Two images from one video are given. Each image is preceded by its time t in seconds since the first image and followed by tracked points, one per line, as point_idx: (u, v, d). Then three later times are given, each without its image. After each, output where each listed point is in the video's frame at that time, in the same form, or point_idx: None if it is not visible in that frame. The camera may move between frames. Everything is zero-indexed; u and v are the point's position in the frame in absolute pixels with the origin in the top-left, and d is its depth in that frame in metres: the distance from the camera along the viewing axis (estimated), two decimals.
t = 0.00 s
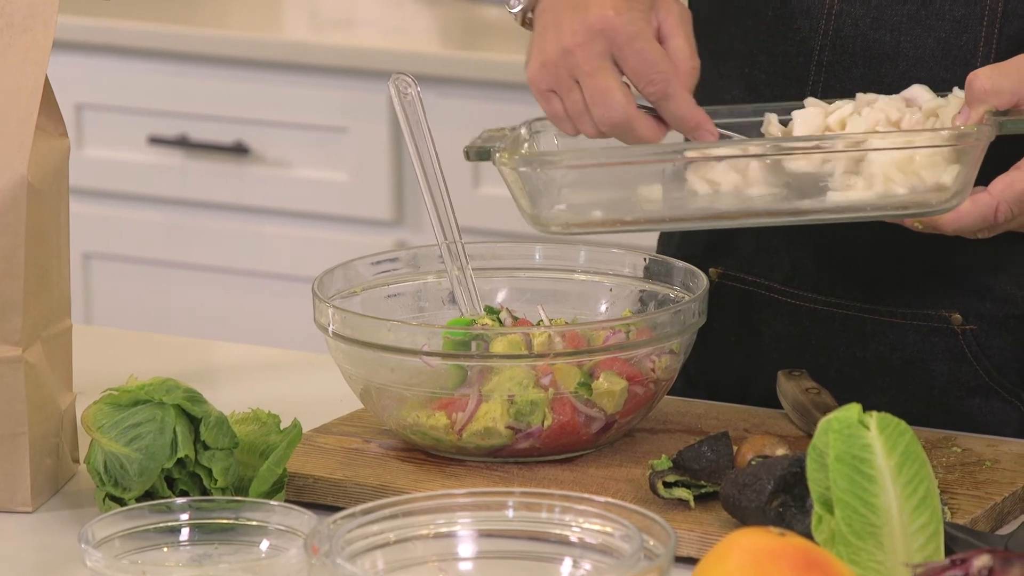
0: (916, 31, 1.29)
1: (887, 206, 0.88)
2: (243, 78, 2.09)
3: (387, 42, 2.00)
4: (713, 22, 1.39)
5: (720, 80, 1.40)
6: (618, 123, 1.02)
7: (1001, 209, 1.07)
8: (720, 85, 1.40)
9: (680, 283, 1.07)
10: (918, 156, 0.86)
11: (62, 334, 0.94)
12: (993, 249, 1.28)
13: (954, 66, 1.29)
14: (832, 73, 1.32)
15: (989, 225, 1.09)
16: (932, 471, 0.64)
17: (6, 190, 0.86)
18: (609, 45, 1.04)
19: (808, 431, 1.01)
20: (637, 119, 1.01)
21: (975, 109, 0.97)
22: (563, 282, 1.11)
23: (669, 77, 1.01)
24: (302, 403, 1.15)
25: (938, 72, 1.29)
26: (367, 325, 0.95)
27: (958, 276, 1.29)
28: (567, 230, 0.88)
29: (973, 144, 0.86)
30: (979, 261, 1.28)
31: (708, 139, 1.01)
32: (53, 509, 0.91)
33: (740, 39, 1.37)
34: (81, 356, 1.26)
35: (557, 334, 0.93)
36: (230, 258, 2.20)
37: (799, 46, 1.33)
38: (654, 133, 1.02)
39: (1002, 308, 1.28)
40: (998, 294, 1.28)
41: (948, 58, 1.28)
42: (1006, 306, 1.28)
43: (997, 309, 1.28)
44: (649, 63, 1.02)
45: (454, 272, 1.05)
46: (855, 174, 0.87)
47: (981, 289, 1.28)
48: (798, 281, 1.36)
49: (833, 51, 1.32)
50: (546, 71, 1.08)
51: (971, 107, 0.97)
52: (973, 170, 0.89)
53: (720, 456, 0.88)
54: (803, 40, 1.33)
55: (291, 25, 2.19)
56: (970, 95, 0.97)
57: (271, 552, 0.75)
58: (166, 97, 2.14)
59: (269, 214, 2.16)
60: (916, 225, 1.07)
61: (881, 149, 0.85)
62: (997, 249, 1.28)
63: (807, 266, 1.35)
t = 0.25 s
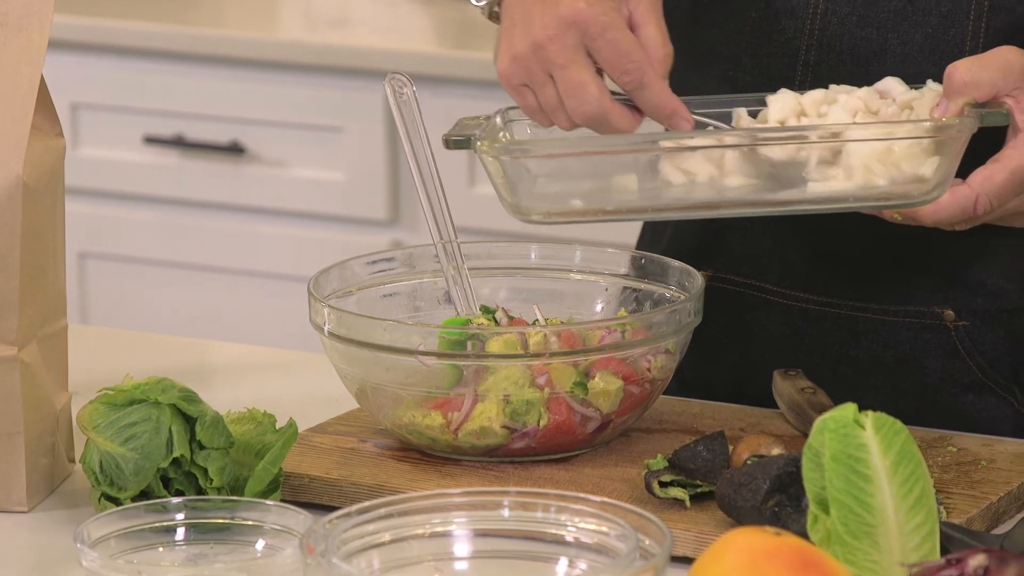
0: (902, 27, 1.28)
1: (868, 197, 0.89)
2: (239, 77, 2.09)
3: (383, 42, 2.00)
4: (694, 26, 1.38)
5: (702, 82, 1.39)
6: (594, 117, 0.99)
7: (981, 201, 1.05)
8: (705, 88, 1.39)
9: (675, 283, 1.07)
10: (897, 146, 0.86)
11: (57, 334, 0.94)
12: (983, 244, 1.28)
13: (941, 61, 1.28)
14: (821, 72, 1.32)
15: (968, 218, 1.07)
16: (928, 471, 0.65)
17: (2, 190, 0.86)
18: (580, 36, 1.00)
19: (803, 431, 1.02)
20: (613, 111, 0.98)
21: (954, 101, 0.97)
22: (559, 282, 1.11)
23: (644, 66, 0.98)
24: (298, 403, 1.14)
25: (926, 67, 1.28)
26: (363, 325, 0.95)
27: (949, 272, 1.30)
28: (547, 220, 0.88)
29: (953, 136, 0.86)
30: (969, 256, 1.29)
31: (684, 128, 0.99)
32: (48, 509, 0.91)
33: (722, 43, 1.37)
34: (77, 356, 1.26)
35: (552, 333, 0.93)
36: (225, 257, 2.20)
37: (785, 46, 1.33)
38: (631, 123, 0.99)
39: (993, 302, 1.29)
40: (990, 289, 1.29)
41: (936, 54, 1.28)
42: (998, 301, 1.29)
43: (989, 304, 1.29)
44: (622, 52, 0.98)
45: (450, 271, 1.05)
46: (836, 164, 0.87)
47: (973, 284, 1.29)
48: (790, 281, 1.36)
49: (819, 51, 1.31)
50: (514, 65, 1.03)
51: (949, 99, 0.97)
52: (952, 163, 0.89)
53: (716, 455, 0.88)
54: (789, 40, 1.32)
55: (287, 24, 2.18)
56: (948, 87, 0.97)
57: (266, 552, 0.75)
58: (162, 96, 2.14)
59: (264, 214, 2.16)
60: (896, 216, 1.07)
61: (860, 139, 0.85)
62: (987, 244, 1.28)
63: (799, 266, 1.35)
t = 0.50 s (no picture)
0: (873, 18, 1.28)
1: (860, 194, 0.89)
2: (236, 77, 2.08)
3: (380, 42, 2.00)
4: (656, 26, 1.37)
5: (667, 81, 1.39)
6: (533, 87, 1.00)
7: (972, 195, 1.06)
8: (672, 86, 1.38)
9: (672, 283, 1.07)
10: (886, 142, 0.87)
11: (55, 334, 0.94)
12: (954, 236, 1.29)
13: (913, 51, 1.28)
14: (791, 65, 1.31)
15: (960, 213, 1.07)
16: (925, 471, 0.65)
17: None
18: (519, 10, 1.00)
19: (800, 430, 1.02)
20: (551, 81, 0.99)
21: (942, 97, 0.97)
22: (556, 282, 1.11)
23: (584, 35, 0.97)
24: (295, 403, 1.14)
25: (897, 57, 1.29)
26: (360, 324, 0.95)
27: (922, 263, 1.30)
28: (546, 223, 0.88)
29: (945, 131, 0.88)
30: (938, 248, 1.29)
31: (627, 97, 0.97)
32: (45, 509, 0.91)
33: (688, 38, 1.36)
34: (74, 356, 1.26)
35: (549, 333, 0.94)
36: (223, 257, 2.20)
37: (754, 40, 1.32)
38: (572, 92, 1.00)
39: (965, 293, 1.29)
40: (962, 280, 1.29)
41: (907, 44, 1.28)
42: (970, 292, 1.29)
43: (961, 295, 1.29)
44: (560, 20, 0.98)
45: (446, 271, 1.04)
46: (824, 163, 0.87)
47: (945, 275, 1.29)
48: (761, 274, 1.34)
49: (790, 44, 1.31)
50: (455, 38, 1.05)
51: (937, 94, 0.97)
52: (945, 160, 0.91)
53: (714, 455, 0.88)
54: (758, 34, 1.32)
55: (284, 24, 2.18)
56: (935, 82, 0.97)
57: (264, 552, 0.75)
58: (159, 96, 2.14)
59: (261, 214, 2.16)
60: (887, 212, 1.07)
61: (850, 136, 0.86)
62: (959, 236, 1.29)
63: (771, 259, 1.34)
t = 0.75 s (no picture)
0: (824, 17, 1.27)
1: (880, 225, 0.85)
2: (236, 77, 2.08)
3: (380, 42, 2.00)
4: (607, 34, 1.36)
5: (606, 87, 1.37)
6: (437, 37, 1.00)
7: (1004, 216, 1.05)
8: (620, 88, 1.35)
9: (672, 283, 1.07)
10: (919, 172, 0.84)
11: (55, 335, 0.94)
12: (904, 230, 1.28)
13: (863, 49, 1.27)
14: (741, 64, 1.30)
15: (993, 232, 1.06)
16: (924, 471, 0.65)
17: None
18: None
19: (800, 431, 1.02)
20: (454, 30, 1.00)
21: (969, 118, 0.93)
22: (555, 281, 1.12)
23: None
24: (295, 403, 1.14)
25: (846, 56, 1.27)
26: (360, 324, 0.95)
27: (871, 257, 1.28)
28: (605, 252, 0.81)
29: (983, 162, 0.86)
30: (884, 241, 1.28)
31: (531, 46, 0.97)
32: (45, 508, 0.91)
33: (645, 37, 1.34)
34: (74, 356, 1.26)
35: (549, 333, 0.94)
36: (223, 257, 2.20)
37: (705, 38, 1.31)
38: (478, 45, 1.00)
39: (910, 286, 1.28)
40: (912, 274, 1.28)
41: (857, 43, 1.27)
42: (921, 285, 1.28)
43: (907, 287, 1.28)
44: None
45: (447, 271, 1.04)
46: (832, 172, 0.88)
47: (893, 268, 1.28)
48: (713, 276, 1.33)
49: (740, 42, 1.29)
50: None
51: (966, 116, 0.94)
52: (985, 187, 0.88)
53: (714, 455, 0.88)
54: (708, 31, 1.30)
55: (284, 24, 2.18)
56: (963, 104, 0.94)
57: (264, 551, 0.75)
58: (159, 97, 2.14)
59: (261, 214, 2.15)
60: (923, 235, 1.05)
61: (883, 167, 0.82)
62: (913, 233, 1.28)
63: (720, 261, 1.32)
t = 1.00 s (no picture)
0: (794, 36, 1.28)
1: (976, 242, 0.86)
2: (237, 78, 2.08)
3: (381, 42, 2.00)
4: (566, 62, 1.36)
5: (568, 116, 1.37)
6: (365, 146, 0.97)
7: None
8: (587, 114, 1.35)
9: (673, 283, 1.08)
10: (1012, 187, 0.85)
11: (56, 335, 0.94)
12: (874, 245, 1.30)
13: (831, 67, 1.28)
14: (714, 83, 1.30)
15: None
16: (926, 472, 0.65)
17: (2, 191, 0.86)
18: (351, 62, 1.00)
19: (802, 432, 1.02)
20: (383, 141, 0.97)
21: None
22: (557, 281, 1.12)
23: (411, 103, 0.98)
24: (296, 403, 1.15)
25: (816, 75, 1.28)
26: (362, 324, 0.96)
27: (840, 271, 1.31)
28: (740, 293, 0.82)
29: None
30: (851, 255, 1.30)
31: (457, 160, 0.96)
32: (47, 509, 0.91)
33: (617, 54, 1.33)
34: (76, 356, 1.26)
35: (551, 333, 0.94)
36: (224, 258, 2.20)
37: (677, 58, 1.30)
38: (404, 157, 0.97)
39: (877, 298, 1.31)
40: (879, 285, 1.31)
41: (828, 61, 1.28)
42: (886, 298, 1.31)
43: (874, 300, 1.31)
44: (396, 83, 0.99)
45: (450, 272, 1.04)
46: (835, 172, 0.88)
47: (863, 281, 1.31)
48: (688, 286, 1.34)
49: (713, 61, 1.29)
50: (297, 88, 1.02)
51: None
52: None
53: (715, 455, 0.88)
54: (680, 50, 1.30)
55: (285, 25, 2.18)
56: None
57: (265, 552, 0.75)
58: (160, 97, 2.14)
59: (263, 214, 2.16)
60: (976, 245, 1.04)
61: (976, 186, 0.84)
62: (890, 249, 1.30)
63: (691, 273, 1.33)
